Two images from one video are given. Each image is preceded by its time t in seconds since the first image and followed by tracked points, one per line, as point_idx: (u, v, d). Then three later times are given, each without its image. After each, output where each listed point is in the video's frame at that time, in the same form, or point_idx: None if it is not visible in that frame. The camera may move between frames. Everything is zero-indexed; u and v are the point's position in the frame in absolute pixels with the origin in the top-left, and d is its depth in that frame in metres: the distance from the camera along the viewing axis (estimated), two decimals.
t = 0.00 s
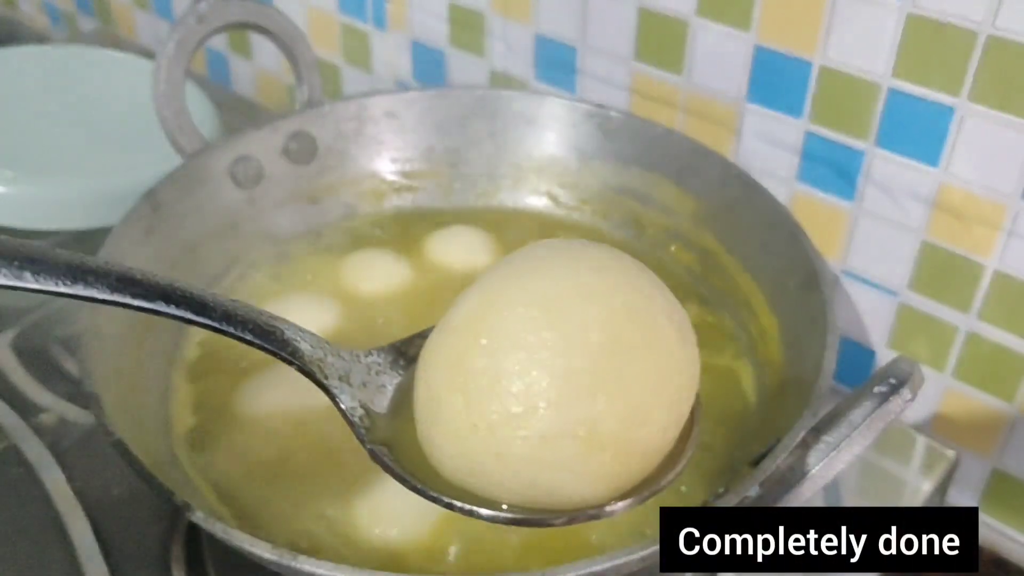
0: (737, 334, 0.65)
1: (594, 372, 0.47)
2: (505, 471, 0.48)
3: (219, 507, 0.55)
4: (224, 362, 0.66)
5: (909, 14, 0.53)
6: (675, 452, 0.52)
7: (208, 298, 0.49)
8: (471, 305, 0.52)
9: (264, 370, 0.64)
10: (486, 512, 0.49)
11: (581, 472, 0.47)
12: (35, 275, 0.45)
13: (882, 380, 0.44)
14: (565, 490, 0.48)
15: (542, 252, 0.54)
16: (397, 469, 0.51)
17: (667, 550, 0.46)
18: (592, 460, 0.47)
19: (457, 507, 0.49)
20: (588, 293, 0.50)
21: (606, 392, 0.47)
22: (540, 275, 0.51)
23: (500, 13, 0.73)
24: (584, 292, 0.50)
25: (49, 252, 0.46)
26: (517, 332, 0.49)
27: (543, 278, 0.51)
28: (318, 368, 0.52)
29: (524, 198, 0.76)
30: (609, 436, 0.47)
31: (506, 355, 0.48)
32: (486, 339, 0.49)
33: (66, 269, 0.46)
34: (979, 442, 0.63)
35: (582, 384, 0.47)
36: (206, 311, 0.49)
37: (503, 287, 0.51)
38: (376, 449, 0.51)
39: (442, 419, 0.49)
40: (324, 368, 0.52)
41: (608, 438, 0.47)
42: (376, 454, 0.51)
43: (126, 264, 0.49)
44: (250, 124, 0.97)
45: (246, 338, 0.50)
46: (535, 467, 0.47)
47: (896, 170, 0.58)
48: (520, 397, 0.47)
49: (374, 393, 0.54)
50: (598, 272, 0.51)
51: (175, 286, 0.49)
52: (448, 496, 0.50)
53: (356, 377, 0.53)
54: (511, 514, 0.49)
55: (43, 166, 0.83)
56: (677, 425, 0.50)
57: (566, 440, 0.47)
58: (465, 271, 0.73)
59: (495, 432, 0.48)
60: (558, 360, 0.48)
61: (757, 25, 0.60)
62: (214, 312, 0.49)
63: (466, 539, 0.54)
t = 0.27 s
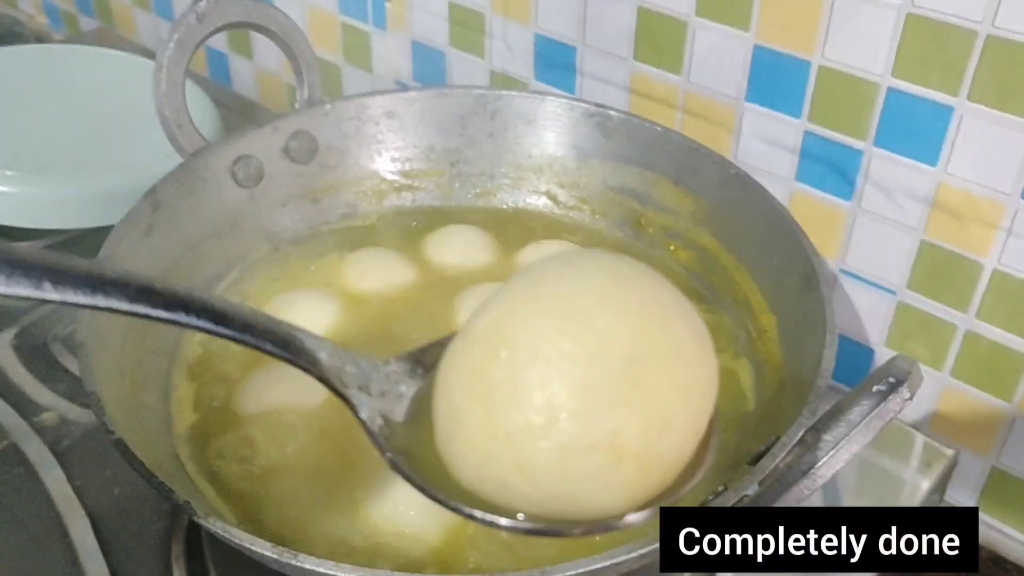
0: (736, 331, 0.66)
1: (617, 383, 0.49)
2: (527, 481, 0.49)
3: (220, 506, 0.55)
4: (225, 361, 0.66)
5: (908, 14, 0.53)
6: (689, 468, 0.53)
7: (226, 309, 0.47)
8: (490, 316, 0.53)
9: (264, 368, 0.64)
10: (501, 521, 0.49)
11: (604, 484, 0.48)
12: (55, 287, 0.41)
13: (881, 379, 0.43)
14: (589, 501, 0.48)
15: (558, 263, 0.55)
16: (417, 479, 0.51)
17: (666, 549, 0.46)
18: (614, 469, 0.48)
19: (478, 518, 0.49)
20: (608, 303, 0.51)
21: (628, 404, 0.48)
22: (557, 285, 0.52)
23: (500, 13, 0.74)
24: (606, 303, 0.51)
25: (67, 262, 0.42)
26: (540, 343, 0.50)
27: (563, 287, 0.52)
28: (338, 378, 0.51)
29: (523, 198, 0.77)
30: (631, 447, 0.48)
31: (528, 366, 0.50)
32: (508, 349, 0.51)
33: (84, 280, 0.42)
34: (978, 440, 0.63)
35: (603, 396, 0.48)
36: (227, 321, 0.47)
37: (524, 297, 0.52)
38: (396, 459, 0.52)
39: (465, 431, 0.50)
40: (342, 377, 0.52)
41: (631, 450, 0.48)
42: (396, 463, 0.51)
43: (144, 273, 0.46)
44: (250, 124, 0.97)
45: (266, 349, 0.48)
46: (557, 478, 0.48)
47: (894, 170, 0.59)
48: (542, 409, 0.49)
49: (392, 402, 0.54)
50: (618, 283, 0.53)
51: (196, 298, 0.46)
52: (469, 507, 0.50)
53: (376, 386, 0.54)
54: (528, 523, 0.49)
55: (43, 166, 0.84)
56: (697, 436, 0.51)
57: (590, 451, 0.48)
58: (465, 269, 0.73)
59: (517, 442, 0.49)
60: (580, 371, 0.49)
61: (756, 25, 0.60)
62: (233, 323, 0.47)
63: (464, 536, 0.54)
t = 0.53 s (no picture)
0: (735, 330, 0.66)
1: (629, 386, 0.49)
2: (540, 481, 0.49)
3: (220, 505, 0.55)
4: (225, 361, 0.66)
5: (907, 14, 0.54)
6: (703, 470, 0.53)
7: (235, 308, 0.48)
8: (503, 317, 0.53)
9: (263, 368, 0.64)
10: (512, 522, 0.49)
11: (617, 485, 0.48)
12: (63, 286, 0.42)
13: (880, 378, 0.43)
14: (599, 501, 0.49)
15: (571, 264, 0.56)
16: (427, 479, 0.51)
17: (665, 549, 0.46)
18: (626, 471, 0.48)
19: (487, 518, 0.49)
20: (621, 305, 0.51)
21: (642, 405, 0.49)
22: (571, 288, 0.53)
23: (499, 13, 0.74)
24: (619, 305, 0.51)
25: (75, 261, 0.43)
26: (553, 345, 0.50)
27: (576, 290, 0.52)
28: (348, 378, 0.51)
29: (523, 196, 0.77)
30: (644, 448, 0.48)
31: (540, 369, 0.50)
32: (521, 350, 0.51)
33: (94, 279, 0.43)
34: (977, 440, 0.63)
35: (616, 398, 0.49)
36: (236, 321, 0.47)
37: (537, 299, 0.53)
38: (406, 459, 0.52)
39: (478, 433, 0.51)
40: (352, 378, 0.52)
41: (645, 453, 0.48)
42: (405, 464, 0.52)
43: (154, 272, 0.46)
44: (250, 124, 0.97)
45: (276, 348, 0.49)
46: (569, 479, 0.48)
47: (894, 170, 0.59)
48: (554, 412, 0.49)
49: (403, 402, 0.54)
50: (631, 285, 0.53)
51: (204, 297, 0.46)
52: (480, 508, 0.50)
53: (387, 386, 0.54)
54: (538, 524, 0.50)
55: (43, 166, 0.84)
56: (710, 437, 0.51)
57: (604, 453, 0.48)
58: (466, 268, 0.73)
59: (530, 444, 0.49)
60: (594, 373, 0.49)
61: (756, 25, 0.60)
62: (242, 322, 0.48)
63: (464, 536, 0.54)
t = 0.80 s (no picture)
0: (735, 330, 0.66)
1: (624, 379, 0.49)
2: (534, 467, 0.49)
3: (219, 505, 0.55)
4: (224, 361, 0.66)
5: (907, 14, 0.53)
6: (690, 461, 0.53)
7: (237, 301, 0.47)
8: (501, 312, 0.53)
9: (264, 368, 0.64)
10: (505, 506, 0.49)
11: (610, 472, 0.48)
12: (66, 278, 0.42)
13: (880, 377, 0.43)
14: (594, 489, 0.49)
15: (569, 257, 0.55)
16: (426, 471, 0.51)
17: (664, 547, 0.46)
18: (621, 458, 0.48)
19: (484, 504, 0.49)
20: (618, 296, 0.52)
21: (633, 393, 0.49)
22: (568, 281, 0.53)
23: (499, 12, 0.74)
24: (616, 297, 0.52)
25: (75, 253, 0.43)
26: (549, 336, 0.50)
27: (573, 281, 0.53)
28: (348, 371, 0.50)
29: (522, 195, 0.77)
30: (637, 436, 0.49)
31: (536, 361, 0.50)
32: (518, 343, 0.51)
33: (95, 271, 0.43)
34: (977, 440, 0.63)
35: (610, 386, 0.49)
36: (237, 314, 0.46)
37: (533, 291, 0.53)
38: (402, 447, 0.51)
39: (473, 421, 0.51)
40: (351, 370, 0.51)
41: (637, 439, 0.49)
42: (404, 453, 0.51)
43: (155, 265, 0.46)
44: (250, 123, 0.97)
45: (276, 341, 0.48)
46: (565, 466, 0.49)
47: (894, 169, 0.59)
48: (551, 404, 0.49)
49: (399, 391, 0.54)
50: (628, 279, 0.53)
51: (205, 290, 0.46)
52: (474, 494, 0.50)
53: (383, 377, 0.53)
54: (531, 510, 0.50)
55: (43, 166, 0.84)
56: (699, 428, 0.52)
57: (597, 442, 0.48)
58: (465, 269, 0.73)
59: (525, 431, 0.49)
60: (590, 366, 0.49)
61: (756, 25, 0.60)
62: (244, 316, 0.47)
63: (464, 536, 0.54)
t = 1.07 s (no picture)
0: (736, 330, 0.66)
1: (622, 378, 0.49)
2: (535, 468, 0.49)
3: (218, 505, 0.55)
4: (224, 360, 0.66)
5: (907, 14, 0.53)
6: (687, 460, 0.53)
7: (238, 301, 0.47)
8: (500, 313, 0.53)
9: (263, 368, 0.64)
10: (506, 506, 0.50)
11: (609, 474, 0.48)
12: (73, 280, 0.41)
13: (881, 377, 0.42)
14: (591, 490, 0.49)
15: (568, 258, 0.56)
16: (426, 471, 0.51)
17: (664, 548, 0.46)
18: (620, 459, 0.48)
19: (485, 503, 0.49)
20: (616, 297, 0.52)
21: (632, 394, 0.49)
22: (568, 280, 0.53)
23: (499, 13, 0.74)
24: (614, 297, 0.52)
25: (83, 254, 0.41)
26: (548, 336, 0.50)
27: (571, 282, 0.53)
28: (348, 370, 0.50)
29: (521, 195, 0.77)
30: (636, 437, 0.49)
31: (536, 361, 0.50)
32: (518, 343, 0.51)
33: (103, 272, 0.42)
34: (977, 440, 0.63)
35: (608, 387, 0.49)
36: (239, 314, 0.46)
37: (532, 292, 0.53)
38: (405, 446, 0.51)
39: (472, 420, 0.51)
40: (352, 368, 0.51)
41: (635, 438, 0.49)
42: (405, 451, 0.51)
43: (156, 265, 0.45)
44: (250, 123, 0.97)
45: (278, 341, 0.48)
46: (562, 468, 0.49)
47: (894, 169, 0.59)
48: (551, 404, 0.49)
49: (400, 392, 0.54)
50: (626, 279, 0.53)
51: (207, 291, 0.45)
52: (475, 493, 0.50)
53: (383, 377, 0.53)
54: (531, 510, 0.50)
55: (43, 166, 0.84)
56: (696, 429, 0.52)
57: (595, 443, 0.48)
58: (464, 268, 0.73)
59: (525, 433, 0.49)
60: (588, 366, 0.49)
61: (756, 25, 0.60)
62: (246, 316, 0.47)
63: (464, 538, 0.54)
